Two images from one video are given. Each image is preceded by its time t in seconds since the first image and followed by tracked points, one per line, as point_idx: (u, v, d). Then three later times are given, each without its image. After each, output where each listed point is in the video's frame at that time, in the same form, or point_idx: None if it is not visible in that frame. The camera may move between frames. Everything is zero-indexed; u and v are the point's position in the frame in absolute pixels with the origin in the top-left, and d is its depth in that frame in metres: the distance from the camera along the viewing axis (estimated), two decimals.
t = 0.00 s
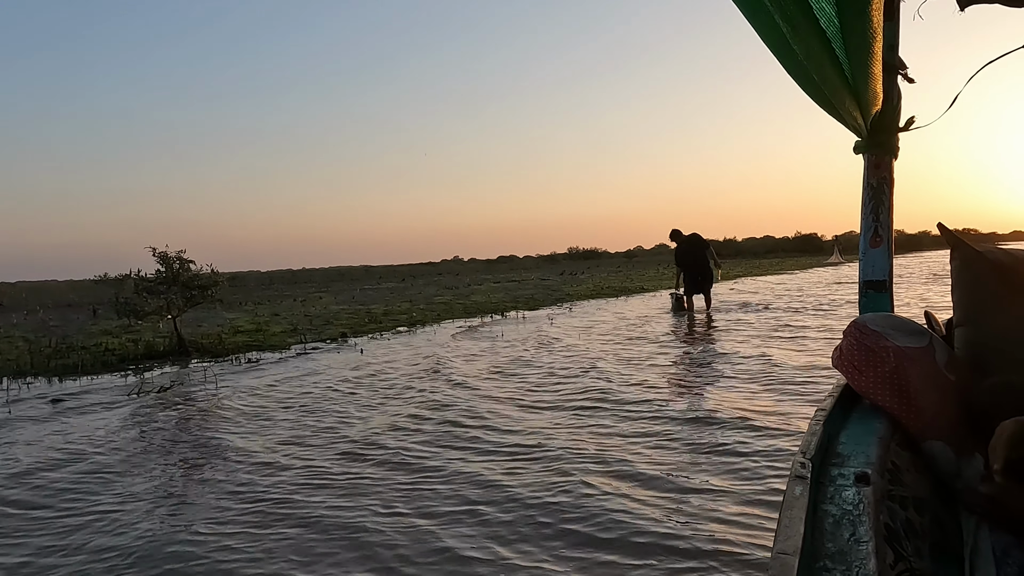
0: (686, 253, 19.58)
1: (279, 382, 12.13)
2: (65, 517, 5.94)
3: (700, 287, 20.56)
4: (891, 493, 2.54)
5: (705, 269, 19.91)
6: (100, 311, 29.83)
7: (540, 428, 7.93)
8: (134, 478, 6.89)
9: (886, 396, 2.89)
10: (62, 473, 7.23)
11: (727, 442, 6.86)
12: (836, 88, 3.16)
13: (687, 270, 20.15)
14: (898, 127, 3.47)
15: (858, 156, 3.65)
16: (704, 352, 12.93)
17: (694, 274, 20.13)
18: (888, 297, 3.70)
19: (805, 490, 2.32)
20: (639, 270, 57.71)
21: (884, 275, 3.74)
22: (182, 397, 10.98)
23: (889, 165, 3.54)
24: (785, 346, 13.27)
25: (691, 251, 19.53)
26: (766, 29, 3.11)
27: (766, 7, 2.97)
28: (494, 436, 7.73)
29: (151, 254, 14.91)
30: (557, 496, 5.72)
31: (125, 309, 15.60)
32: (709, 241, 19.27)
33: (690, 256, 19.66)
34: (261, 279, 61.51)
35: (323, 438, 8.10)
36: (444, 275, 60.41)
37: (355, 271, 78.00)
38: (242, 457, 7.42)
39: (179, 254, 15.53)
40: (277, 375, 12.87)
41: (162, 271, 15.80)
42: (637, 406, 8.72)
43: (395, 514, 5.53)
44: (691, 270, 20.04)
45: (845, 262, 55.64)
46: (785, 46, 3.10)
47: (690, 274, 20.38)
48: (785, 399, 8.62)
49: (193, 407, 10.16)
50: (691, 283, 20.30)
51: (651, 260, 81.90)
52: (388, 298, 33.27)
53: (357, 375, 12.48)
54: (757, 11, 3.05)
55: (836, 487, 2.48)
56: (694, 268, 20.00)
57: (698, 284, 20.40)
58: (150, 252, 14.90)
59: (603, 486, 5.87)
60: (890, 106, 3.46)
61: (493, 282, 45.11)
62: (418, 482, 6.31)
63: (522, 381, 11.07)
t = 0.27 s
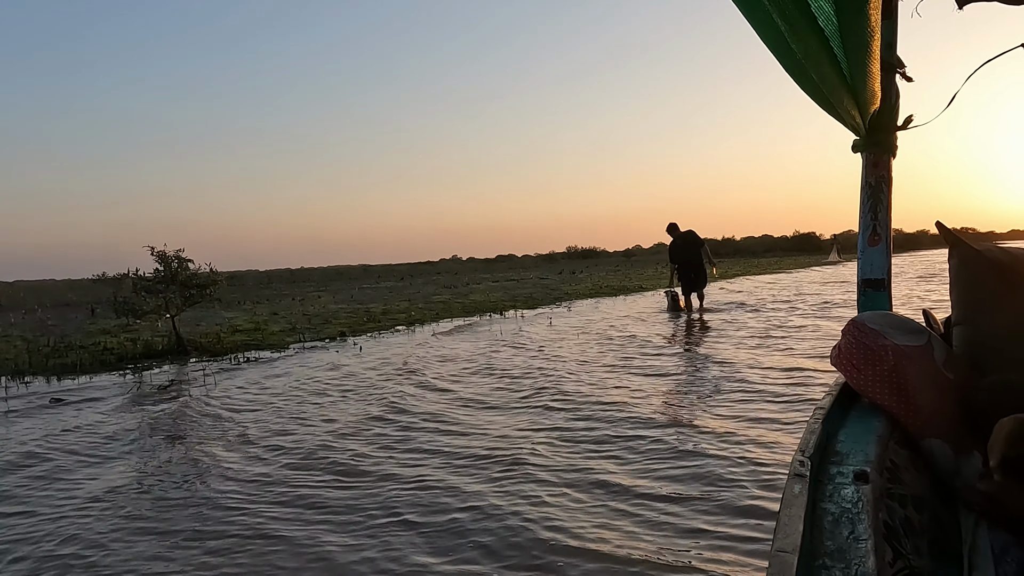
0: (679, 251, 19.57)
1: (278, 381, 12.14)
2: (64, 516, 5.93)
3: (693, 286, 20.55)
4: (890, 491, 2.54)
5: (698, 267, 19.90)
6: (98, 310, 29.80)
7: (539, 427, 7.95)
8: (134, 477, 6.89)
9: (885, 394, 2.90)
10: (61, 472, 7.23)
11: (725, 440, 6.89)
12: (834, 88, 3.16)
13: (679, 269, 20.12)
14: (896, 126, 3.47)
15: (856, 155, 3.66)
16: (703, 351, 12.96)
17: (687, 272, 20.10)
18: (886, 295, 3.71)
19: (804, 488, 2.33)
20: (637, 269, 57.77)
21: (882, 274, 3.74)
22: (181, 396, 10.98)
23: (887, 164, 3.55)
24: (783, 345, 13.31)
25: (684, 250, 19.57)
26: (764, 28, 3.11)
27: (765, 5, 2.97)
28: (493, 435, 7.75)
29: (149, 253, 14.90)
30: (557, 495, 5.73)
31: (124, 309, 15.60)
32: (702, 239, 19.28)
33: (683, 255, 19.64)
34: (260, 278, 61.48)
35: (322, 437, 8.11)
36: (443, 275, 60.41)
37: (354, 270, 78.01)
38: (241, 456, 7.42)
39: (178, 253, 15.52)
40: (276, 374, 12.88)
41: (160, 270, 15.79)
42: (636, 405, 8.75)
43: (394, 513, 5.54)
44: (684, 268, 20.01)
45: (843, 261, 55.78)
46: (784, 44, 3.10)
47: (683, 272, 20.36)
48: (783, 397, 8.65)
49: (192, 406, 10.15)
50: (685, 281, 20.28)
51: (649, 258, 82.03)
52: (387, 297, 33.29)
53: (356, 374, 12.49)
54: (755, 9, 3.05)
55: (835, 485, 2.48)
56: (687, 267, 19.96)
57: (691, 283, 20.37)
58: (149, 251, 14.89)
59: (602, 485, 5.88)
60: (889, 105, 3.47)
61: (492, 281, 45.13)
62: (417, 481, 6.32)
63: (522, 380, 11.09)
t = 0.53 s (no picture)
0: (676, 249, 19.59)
1: (277, 380, 12.14)
2: (62, 515, 5.93)
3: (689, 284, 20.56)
4: (888, 488, 2.55)
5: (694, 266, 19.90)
6: (97, 310, 29.75)
7: (538, 426, 7.96)
8: (131, 476, 6.88)
9: (883, 392, 2.90)
10: (59, 472, 7.22)
11: (723, 439, 6.90)
12: (832, 86, 3.16)
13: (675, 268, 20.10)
14: (893, 124, 3.47)
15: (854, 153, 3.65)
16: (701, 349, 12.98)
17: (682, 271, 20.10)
18: (884, 293, 3.71)
19: (802, 485, 2.33)
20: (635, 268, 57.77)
21: (880, 272, 3.75)
22: (179, 395, 10.97)
23: (885, 162, 3.55)
24: (781, 343, 13.33)
25: (681, 249, 19.54)
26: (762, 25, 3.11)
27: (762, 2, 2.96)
28: (491, 434, 7.75)
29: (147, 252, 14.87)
30: (555, 493, 5.73)
31: (122, 308, 15.59)
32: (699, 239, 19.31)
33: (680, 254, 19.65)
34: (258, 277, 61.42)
35: (321, 436, 8.11)
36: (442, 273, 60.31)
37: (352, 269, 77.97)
38: (239, 455, 7.42)
39: (176, 252, 15.49)
40: (275, 373, 12.88)
41: (158, 269, 15.77)
42: (634, 404, 8.75)
43: (393, 512, 5.55)
44: (680, 267, 20.01)
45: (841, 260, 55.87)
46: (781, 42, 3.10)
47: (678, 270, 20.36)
48: (781, 395, 8.67)
49: (190, 405, 10.10)
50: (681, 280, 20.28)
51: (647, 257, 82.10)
52: (386, 296, 33.30)
53: (355, 373, 12.49)
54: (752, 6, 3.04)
55: (833, 483, 2.49)
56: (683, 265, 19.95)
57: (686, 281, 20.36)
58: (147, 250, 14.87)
59: (600, 483, 5.89)
60: (886, 104, 3.47)
61: (491, 280, 45.14)
62: (415, 479, 6.32)
63: (520, 379, 11.10)
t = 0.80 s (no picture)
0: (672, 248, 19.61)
1: (276, 379, 12.13)
2: (60, 515, 5.92)
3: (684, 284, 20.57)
4: (887, 484, 2.56)
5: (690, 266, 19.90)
6: (95, 309, 29.70)
7: (536, 425, 7.97)
8: (129, 476, 6.87)
9: (882, 388, 2.91)
10: (56, 471, 7.21)
11: (721, 437, 6.91)
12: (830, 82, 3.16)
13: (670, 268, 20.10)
14: (892, 121, 3.48)
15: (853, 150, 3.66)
16: (699, 348, 13.00)
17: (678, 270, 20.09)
18: (883, 290, 3.72)
19: (802, 481, 2.34)
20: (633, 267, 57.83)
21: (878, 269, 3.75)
22: (178, 394, 10.97)
23: (883, 159, 3.56)
24: (778, 342, 13.36)
25: (678, 248, 19.54)
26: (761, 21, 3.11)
27: None
28: (490, 432, 7.76)
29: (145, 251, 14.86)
30: (554, 492, 5.74)
31: (120, 307, 15.58)
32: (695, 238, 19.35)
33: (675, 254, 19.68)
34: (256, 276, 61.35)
35: (319, 435, 8.11)
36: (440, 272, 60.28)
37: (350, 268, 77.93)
38: (238, 454, 7.42)
39: (174, 252, 15.48)
40: (273, 372, 12.88)
41: (157, 268, 15.76)
42: (632, 402, 8.77)
43: (392, 511, 5.55)
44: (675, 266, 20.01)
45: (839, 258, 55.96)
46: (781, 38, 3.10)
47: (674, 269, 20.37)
48: (778, 394, 8.69)
49: (188, 405, 10.10)
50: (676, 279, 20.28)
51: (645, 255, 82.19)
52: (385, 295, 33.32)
53: (354, 372, 12.50)
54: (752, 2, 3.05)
55: (833, 479, 2.50)
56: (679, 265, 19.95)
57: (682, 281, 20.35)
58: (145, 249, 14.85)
59: (599, 482, 5.89)
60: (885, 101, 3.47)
61: (489, 279, 45.17)
62: (414, 479, 6.33)
63: (518, 378, 11.11)
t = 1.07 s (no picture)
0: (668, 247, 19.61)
1: (274, 378, 12.12)
2: (58, 516, 5.90)
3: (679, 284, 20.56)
4: (887, 481, 2.56)
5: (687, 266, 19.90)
6: (93, 309, 29.63)
7: (535, 423, 7.96)
8: (127, 476, 6.86)
9: (882, 385, 2.91)
10: (54, 471, 7.19)
11: (720, 435, 6.91)
12: (832, 79, 3.15)
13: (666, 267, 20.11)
14: (892, 119, 3.48)
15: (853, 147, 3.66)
16: (697, 347, 12.99)
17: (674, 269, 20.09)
18: (883, 288, 3.72)
19: (802, 478, 2.34)
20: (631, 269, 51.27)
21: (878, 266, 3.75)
22: (176, 394, 10.94)
23: (884, 157, 3.56)
24: (777, 340, 13.37)
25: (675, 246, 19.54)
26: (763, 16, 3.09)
27: None
28: (489, 431, 7.75)
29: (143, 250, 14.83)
30: (553, 491, 5.73)
31: (118, 307, 15.54)
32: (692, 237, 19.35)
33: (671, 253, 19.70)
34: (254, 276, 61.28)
35: (318, 434, 8.09)
36: (438, 271, 60.27)
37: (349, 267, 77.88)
38: (236, 454, 7.40)
39: (172, 251, 15.45)
40: (272, 372, 12.86)
41: (155, 268, 15.73)
42: (631, 401, 8.76)
43: (391, 510, 5.54)
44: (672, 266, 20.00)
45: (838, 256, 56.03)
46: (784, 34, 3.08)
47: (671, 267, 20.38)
48: (777, 392, 8.69)
49: (187, 404, 10.09)
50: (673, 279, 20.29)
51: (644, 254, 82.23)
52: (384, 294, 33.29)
53: (353, 371, 12.49)
54: None
55: (833, 476, 2.50)
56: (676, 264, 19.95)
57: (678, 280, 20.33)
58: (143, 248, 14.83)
59: (598, 481, 5.89)
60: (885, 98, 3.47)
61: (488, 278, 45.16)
62: (413, 477, 6.32)
63: (517, 376, 11.10)
